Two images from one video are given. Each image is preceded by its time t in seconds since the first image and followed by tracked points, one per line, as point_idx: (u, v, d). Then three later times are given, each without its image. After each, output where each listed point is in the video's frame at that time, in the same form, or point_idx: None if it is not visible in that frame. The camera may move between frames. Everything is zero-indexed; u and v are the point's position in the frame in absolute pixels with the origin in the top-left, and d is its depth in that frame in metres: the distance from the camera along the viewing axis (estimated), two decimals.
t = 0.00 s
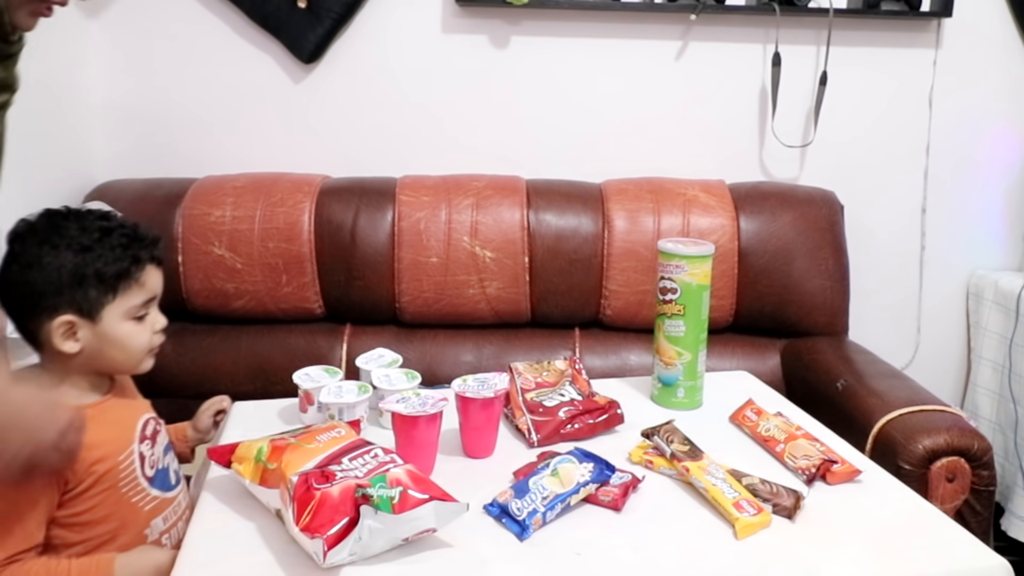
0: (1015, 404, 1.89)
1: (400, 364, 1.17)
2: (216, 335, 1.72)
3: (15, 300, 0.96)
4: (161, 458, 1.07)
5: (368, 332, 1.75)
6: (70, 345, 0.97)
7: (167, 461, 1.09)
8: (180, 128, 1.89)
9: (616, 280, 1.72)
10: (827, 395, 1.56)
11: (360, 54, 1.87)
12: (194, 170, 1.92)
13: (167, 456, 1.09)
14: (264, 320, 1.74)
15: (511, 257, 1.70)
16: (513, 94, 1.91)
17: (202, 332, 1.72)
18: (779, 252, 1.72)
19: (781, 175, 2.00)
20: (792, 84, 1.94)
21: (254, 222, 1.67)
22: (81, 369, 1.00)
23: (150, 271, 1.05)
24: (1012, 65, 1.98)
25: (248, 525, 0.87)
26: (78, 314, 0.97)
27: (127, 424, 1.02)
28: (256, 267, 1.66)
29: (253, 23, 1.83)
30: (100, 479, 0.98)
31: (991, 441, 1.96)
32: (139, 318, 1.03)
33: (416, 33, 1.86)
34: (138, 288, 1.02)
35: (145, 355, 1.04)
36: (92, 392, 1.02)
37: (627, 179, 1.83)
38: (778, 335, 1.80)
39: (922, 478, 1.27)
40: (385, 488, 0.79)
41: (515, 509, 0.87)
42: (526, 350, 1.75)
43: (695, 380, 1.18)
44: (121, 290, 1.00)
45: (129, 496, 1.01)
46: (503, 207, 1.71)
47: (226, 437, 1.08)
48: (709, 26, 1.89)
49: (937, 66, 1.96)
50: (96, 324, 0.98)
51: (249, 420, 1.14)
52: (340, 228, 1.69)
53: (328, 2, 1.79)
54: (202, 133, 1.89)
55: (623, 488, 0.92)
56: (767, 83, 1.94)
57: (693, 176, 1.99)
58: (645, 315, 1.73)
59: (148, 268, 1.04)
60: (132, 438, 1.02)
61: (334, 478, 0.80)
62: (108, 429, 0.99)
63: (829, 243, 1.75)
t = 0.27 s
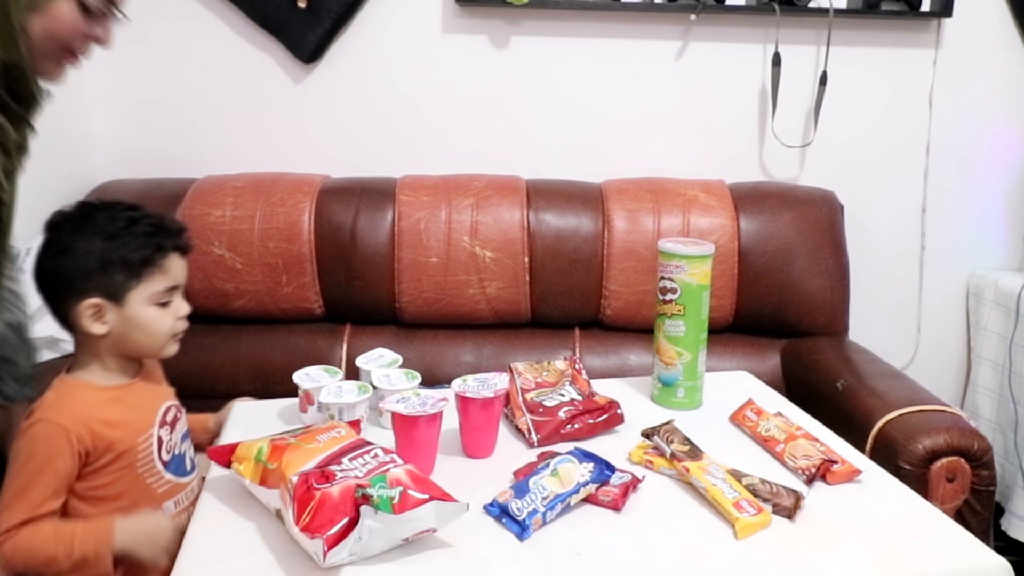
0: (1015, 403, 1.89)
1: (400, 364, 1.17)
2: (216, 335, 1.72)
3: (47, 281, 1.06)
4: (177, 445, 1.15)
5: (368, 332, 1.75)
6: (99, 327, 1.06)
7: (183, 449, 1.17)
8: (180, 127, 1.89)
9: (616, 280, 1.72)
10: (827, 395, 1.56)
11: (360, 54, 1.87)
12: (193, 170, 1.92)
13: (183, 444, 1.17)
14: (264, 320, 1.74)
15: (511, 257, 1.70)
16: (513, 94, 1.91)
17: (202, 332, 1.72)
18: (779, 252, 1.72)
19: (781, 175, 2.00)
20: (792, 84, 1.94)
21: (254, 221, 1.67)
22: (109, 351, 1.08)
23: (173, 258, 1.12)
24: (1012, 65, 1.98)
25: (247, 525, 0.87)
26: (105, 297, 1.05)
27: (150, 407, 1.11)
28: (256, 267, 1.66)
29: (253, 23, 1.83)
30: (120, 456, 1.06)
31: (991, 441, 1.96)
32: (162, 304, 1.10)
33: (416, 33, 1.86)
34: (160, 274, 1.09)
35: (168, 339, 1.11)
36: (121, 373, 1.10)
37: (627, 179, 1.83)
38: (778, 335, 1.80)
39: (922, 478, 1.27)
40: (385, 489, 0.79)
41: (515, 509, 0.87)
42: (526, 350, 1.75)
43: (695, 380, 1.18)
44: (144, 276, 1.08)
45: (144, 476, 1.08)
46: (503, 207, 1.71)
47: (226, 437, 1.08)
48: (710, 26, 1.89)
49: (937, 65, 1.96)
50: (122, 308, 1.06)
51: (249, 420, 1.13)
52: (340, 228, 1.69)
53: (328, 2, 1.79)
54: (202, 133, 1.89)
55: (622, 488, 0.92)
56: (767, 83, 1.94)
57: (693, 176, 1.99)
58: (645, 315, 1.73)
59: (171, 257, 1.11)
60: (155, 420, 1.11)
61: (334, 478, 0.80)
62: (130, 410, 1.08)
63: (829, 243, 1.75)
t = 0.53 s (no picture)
0: (1015, 403, 1.89)
1: (400, 364, 1.17)
2: (216, 335, 1.72)
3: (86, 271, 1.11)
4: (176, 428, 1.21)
5: (368, 332, 1.75)
6: (128, 318, 1.13)
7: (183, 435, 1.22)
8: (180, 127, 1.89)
9: (616, 280, 1.72)
10: (827, 395, 1.56)
11: (359, 54, 1.87)
12: (193, 170, 1.92)
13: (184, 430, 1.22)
14: (264, 320, 1.74)
15: (511, 258, 1.70)
16: (513, 94, 1.91)
17: (202, 332, 1.72)
18: (779, 252, 1.72)
19: (781, 175, 2.00)
20: (791, 85, 1.94)
21: (253, 221, 1.67)
22: (131, 339, 1.16)
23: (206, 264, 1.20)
24: (1012, 65, 1.98)
25: (247, 525, 0.87)
26: (140, 293, 1.12)
27: (151, 389, 1.18)
28: (256, 267, 1.66)
29: (253, 23, 1.83)
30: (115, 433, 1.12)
31: (991, 441, 1.96)
32: (190, 304, 1.17)
33: (416, 33, 1.86)
34: (194, 278, 1.17)
35: (186, 336, 1.18)
36: (131, 357, 1.18)
37: (627, 179, 1.83)
38: (778, 335, 1.80)
39: (922, 478, 1.27)
40: (385, 489, 0.79)
41: (515, 509, 0.87)
42: (526, 350, 1.75)
43: (695, 380, 1.18)
44: (178, 277, 1.15)
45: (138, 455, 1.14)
46: (503, 207, 1.71)
47: (226, 437, 1.08)
48: (710, 26, 1.89)
49: (937, 65, 1.96)
50: (153, 304, 1.13)
51: (249, 420, 1.13)
52: (340, 228, 1.69)
53: (328, 2, 1.79)
54: (202, 133, 1.89)
55: (623, 488, 0.92)
56: (767, 83, 1.94)
57: (693, 176, 1.99)
58: (645, 315, 1.73)
59: (205, 262, 1.19)
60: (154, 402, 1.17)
61: (334, 478, 0.80)
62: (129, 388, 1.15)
63: (829, 243, 1.75)
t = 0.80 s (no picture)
0: (1015, 403, 1.89)
1: (400, 364, 1.17)
2: (215, 335, 1.72)
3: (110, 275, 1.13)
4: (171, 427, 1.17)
5: (368, 332, 1.75)
6: (141, 317, 1.13)
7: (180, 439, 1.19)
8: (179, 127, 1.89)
9: (616, 280, 1.72)
10: (827, 395, 1.56)
11: (360, 54, 1.87)
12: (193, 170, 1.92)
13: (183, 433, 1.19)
14: (264, 320, 1.74)
15: (511, 258, 1.70)
16: (513, 95, 1.91)
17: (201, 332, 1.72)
18: (779, 252, 1.72)
19: (781, 175, 1.99)
20: (791, 85, 1.94)
21: (253, 221, 1.67)
22: (142, 337, 1.16)
23: (219, 265, 1.18)
24: (1012, 65, 1.98)
25: (247, 525, 0.87)
26: (152, 293, 1.12)
27: (146, 384, 1.16)
28: (256, 267, 1.66)
29: (253, 23, 1.83)
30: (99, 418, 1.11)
31: (991, 441, 1.96)
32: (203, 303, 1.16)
33: (417, 33, 1.86)
34: (208, 279, 1.15)
35: (198, 335, 1.17)
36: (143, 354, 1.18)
37: (627, 179, 1.83)
38: (778, 335, 1.80)
39: (922, 478, 1.27)
40: (385, 489, 0.79)
41: (515, 509, 0.87)
42: (526, 350, 1.75)
43: (695, 380, 1.18)
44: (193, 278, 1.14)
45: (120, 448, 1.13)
46: (503, 207, 1.71)
47: (226, 437, 1.08)
48: (709, 26, 1.89)
49: (937, 65, 1.96)
50: (165, 303, 1.13)
51: (249, 420, 1.13)
52: (340, 228, 1.69)
53: (328, 2, 1.79)
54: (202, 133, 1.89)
55: (623, 488, 0.92)
56: (767, 83, 1.94)
57: (693, 176, 1.99)
58: (645, 315, 1.73)
59: (218, 263, 1.17)
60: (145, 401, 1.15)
61: (334, 478, 0.80)
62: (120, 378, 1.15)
63: (830, 243, 1.75)
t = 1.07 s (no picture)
0: (1015, 404, 1.89)
1: (400, 364, 1.17)
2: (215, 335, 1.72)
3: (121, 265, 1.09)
4: (169, 384, 1.14)
5: (368, 332, 1.75)
6: (149, 307, 1.09)
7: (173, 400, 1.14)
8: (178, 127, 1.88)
9: (617, 280, 1.72)
10: (827, 395, 1.56)
11: (360, 53, 1.87)
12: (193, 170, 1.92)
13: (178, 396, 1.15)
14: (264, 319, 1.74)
15: (511, 258, 1.70)
16: (513, 94, 1.91)
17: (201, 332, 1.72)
18: (779, 252, 1.72)
19: (781, 175, 1.99)
20: (792, 85, 1.94)
21: (253, 221, 1.67)
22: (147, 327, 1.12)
23: (235, 271, 1.14)
24: (1012, 66, 1.98)
25: (247, 526, 0.87)
26: (163, 286, 1.08)
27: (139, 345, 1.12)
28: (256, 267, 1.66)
29: (252, 23, 1.83)
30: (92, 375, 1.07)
31: (991, 441, 1.96)
32: (213, 305, 1.14)
33: (417, 33, 1.86)
34: (219, 283, 1.12)
35: (203, 334, 1.15)
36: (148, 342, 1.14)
37: (627, 179, 1.83)
38: (778, 335, 1.80)
39: (922, 478, 1.27)
40: (385, 489, 0.79)
41: (516, 509, 0.87)
42: (526, 350, 1.74)
43: (695, 380, 1.18)
44: (205, 279, 1.10)
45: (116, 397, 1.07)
46: (503, 207, 1.71)
47: (226, 437, 1.08)
48: (709, 26, 1.89)
49: (937, 65, 1.96)
50: (175, 299, 1.09)
51: (249, 420, 1.13)
52: (340, 228, 1.69)
53: (328, 2, 1.79)
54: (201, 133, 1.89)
55: (623, 489, 0.92)
56: (767, 82, 1.94)
57: (693, 176, 1.99)
58: (645, 315, 1.73)
59: (235, 268, 1.14)
60: (151, 356, 1.11)
61: (334, 478, 0.80)
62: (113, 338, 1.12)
63: (830, 243, 1.75)
